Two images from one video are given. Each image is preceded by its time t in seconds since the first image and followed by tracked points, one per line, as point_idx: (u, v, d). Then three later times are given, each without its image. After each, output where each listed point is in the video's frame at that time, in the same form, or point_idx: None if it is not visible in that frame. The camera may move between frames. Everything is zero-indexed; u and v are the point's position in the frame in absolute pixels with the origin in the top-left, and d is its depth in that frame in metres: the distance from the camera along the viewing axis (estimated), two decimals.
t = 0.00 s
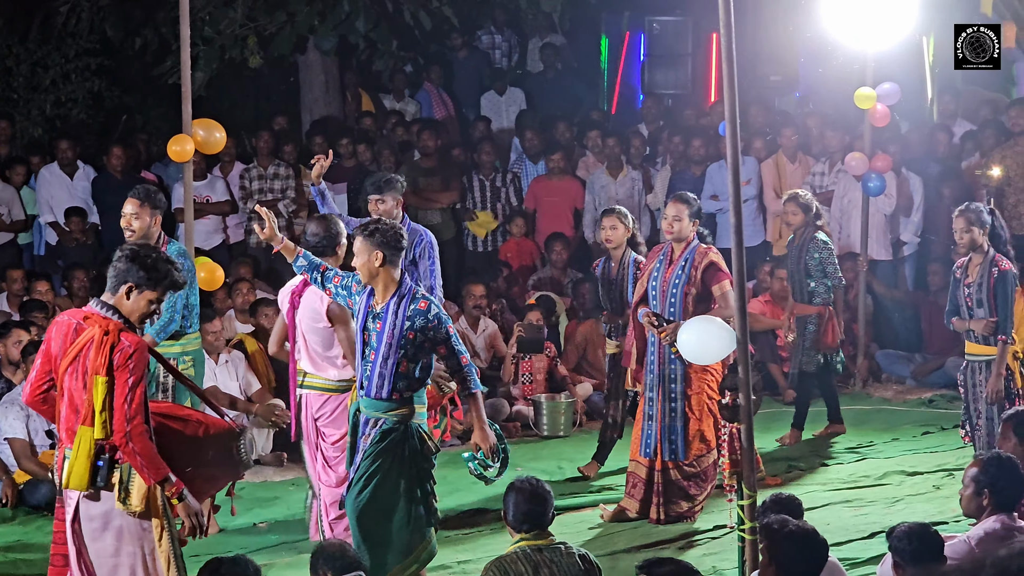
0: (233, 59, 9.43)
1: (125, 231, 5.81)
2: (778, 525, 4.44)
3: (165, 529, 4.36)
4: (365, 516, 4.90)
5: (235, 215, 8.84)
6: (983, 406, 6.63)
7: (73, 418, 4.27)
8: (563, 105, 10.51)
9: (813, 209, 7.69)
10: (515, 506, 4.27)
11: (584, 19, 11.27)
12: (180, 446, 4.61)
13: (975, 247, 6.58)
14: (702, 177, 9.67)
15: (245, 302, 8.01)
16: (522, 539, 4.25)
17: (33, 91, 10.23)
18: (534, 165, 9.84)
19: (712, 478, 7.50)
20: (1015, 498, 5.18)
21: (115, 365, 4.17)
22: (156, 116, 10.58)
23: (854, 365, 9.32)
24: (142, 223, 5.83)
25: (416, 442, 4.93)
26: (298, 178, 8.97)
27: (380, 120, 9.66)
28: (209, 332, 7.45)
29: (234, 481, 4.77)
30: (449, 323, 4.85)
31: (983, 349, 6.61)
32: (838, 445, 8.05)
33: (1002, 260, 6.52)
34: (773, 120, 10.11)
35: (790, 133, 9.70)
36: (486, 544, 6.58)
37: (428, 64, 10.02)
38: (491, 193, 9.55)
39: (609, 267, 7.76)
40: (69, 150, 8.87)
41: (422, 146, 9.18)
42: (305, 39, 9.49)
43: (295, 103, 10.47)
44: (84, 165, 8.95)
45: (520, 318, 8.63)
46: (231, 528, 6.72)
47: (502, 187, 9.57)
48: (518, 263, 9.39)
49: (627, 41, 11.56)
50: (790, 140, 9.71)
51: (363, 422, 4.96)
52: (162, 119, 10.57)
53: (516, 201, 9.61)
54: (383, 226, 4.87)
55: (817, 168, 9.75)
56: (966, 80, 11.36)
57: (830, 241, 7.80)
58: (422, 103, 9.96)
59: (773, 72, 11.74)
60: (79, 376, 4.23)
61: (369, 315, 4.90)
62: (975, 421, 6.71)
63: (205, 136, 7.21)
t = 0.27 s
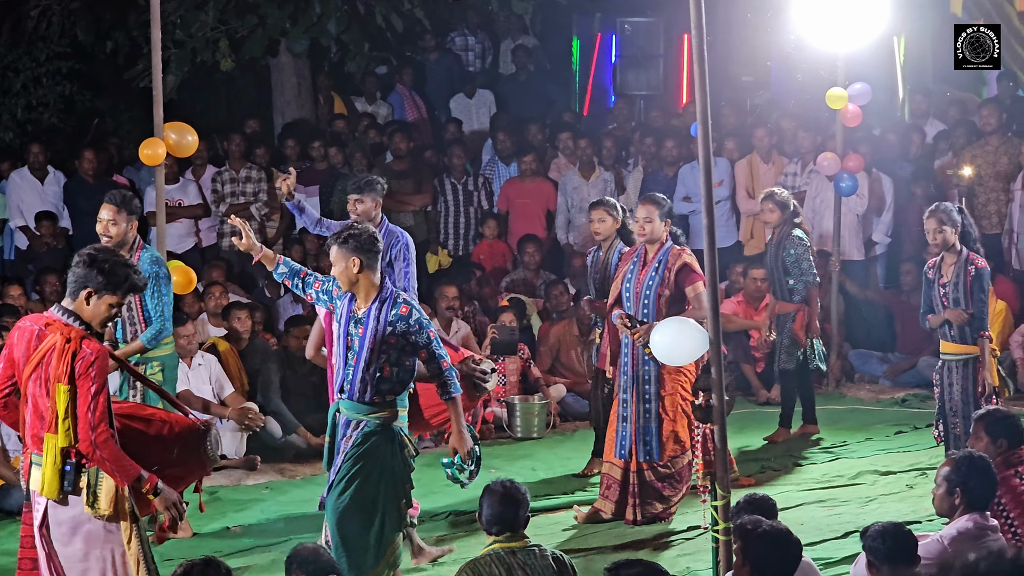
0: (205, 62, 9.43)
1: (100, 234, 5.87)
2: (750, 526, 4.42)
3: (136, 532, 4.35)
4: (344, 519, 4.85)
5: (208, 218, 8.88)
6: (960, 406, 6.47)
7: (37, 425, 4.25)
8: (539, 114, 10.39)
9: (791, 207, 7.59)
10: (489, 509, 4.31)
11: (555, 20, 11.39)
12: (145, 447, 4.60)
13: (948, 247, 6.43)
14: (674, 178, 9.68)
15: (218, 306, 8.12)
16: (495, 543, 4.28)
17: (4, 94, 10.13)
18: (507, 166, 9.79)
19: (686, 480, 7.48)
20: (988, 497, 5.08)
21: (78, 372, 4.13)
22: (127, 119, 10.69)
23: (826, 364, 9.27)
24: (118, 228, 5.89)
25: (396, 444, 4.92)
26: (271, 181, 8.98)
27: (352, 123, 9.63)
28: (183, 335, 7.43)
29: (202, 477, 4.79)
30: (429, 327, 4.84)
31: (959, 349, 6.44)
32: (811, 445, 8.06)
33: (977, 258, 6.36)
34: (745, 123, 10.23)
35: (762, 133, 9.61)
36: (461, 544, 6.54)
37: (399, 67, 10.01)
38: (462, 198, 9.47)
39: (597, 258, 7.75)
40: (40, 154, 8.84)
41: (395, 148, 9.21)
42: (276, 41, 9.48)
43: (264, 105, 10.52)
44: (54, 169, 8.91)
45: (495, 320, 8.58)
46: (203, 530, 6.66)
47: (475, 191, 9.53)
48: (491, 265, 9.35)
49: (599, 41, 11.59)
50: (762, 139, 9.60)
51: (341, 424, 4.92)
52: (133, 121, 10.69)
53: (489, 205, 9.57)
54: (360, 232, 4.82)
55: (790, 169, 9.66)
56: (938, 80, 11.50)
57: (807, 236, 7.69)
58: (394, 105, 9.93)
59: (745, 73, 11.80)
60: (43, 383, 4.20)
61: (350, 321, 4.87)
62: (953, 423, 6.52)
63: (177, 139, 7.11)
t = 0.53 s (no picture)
0: (179, 65, 9.44)
1: (78, 235, 5.85)
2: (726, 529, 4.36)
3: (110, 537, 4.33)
4: (317, 521, 4.79)
5: (182, 222, 8.86)
6: (934, 407, 6.39)
7: (9, 430, 4.24)
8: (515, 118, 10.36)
9: (767, 207, 7.57)
10: (466, 511, 4.29)
11: (528, 22, 11.37)
12: (119, 449, 4.57)
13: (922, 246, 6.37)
14: (649, 179, 9.68)
15: (192, 309, 8.13)
16: (472, 546, 4.24)
17: None
18: (481, 169, 9.75)
19: (662, 481, 7.43)
20: (964, 496, 4.99)
21: (50, 378, 4.13)
22: (100, 123, 10.58)
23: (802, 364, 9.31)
24: (97, 229, 5.87)
25: (372, 447, 4.88)
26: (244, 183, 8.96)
27: (327, 126, 9.63)
28: (156, 338, 7.39)
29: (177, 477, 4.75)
30: (407, 333, 4.76)
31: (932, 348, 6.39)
32: (787, 445, 8.07)
33: (951, 259, 6.29)
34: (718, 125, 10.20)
35: (738, 135, 9.60)
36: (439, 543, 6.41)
37: (374, 69, 10.00)
38: (437, 199, 9.50)
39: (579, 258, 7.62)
40: (13, 158, 8.80)
41: (368, 151, 9.17)
42: (250, 44, 9.46)
43: (239, 109, 10.52)
44: (27, 173, 8.86)
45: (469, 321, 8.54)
46: (175, 534, 6.62)
47: (449, 194, 9.55)
48: (466, 267, 9.33)
49: (572, 43, 11.46)
50: (738, 140, 9.59)
51: (318, 426, 4.86)
52: (106, 125, 10.56)
53: (463, 207, 9.57)
54: (339, 236, 4.73)
55: (764, 171, 9.63)
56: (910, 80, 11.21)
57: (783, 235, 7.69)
58: (368, 108, 9.96)
59: (718, 73, 11.56)
60: (14, 388, 4.20)
61: (327, 323, 4.78)
62: (926, 422, 6.46)
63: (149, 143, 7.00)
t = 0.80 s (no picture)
0: (158, 69, 9.46)
1: (57, 239, 5.77)
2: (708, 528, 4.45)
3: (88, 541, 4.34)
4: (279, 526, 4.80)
5: (161, 225, 8.89)
6: (908, 408, 6.33)
7: None
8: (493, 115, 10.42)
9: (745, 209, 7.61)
10: (445, 514, 4.30)
11: (507, 27, 11.21)
12: (97, 454, 4.51)
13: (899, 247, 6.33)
14: (628, 181, 9.69)
15: (172, 313, 8.20)
16: (452, 548, 4.24)
17: None
18: (460, 172, 9.70)
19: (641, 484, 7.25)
20: (943, 496, 4.95)
21: (29, 381, 4.14)
22: (79, 126, 10.52)
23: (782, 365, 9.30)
24: (76, 233, 5.77)
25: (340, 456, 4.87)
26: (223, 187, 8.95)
27: (307, 129, 9.62)
28: (136, 342, 7.41)
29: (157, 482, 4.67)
30: (376, 339, 4.85)
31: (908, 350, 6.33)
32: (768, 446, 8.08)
33: (928, 260, 6.25)
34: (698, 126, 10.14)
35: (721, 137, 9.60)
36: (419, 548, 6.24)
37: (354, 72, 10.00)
38: (418, 202, 9.40)
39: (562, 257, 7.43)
40: None
41: (347, 154, 9.06)
42: (229, 47, 9.46)
43: (217, 111, 10.47)
44: (6, 177, 8.88)
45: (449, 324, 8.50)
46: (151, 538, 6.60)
47: (430, 196, 9.43)
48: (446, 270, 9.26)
49: (551, 46, 11.45)
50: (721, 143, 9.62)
51: (286, 432, 4.86)
52: (85, 128, 10.50)
53: (444, 209, 9.45)
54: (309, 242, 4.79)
55: (743, 172, 9.64)
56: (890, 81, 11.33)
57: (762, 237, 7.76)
58: (347, 111, 9.93)
59: (697, 75, 11.56)
60: None
61: (294, 332, 4.81)
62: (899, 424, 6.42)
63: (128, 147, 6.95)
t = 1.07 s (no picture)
0: (139, 71, 9.47)
1: (34, 240, 5.76)
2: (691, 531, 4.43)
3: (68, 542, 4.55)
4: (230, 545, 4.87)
5: (141, 227, 8.90)
6: (879, 411, 6.34)
7: None
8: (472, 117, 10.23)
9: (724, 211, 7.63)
10: (427, 517, 4.24)
11: (487, 27, 11.26)
12: (80, 456, 4.70)
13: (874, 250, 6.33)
14: (610, 183, 9.65)
15: (153, 316, 8.07)
16: (436, 549, 4.19)
17: None
18: (440, 173, 9.73)
19: (623, 484, 7.11)
20: (925, 497, 4.93)
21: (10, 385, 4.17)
22: (59, 129, 10.28)
23: (763, 366, 9.33)
24: (55, 234, 5.76)
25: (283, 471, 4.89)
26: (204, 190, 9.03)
27: (288, 131, 9.64)
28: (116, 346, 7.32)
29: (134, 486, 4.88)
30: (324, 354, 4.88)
31: (879, 353, 6.33)
32: (749, 448, 8.10)
33: (901, 264, 6.25)
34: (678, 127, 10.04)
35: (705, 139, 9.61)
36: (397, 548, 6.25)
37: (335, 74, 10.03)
38: (400, 205, 9.36)
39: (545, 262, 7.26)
40: None
41: (328, 156, 9.15)
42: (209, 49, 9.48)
43: (198, 114, 10.45)
44: None
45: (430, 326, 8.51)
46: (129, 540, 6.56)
47: (412, 198, 9.40)
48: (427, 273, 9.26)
49: (532, 48, 11.36)
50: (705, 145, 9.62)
51: (231, 450, 4.91)
52: (65, 131, 10.26)
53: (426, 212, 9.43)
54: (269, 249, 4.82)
55: (724, 173, 9.64)
56: (869, 82, 11.23)
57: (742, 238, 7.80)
58: (328, 113, 9.94)
59: (678, 77, 11.43)
60: None
61: (244, 342, 4.83)
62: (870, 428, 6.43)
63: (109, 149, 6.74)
